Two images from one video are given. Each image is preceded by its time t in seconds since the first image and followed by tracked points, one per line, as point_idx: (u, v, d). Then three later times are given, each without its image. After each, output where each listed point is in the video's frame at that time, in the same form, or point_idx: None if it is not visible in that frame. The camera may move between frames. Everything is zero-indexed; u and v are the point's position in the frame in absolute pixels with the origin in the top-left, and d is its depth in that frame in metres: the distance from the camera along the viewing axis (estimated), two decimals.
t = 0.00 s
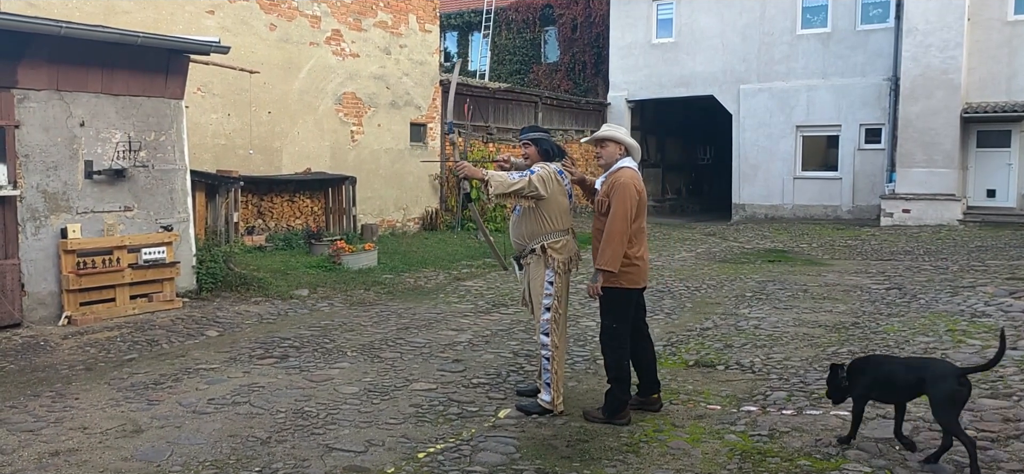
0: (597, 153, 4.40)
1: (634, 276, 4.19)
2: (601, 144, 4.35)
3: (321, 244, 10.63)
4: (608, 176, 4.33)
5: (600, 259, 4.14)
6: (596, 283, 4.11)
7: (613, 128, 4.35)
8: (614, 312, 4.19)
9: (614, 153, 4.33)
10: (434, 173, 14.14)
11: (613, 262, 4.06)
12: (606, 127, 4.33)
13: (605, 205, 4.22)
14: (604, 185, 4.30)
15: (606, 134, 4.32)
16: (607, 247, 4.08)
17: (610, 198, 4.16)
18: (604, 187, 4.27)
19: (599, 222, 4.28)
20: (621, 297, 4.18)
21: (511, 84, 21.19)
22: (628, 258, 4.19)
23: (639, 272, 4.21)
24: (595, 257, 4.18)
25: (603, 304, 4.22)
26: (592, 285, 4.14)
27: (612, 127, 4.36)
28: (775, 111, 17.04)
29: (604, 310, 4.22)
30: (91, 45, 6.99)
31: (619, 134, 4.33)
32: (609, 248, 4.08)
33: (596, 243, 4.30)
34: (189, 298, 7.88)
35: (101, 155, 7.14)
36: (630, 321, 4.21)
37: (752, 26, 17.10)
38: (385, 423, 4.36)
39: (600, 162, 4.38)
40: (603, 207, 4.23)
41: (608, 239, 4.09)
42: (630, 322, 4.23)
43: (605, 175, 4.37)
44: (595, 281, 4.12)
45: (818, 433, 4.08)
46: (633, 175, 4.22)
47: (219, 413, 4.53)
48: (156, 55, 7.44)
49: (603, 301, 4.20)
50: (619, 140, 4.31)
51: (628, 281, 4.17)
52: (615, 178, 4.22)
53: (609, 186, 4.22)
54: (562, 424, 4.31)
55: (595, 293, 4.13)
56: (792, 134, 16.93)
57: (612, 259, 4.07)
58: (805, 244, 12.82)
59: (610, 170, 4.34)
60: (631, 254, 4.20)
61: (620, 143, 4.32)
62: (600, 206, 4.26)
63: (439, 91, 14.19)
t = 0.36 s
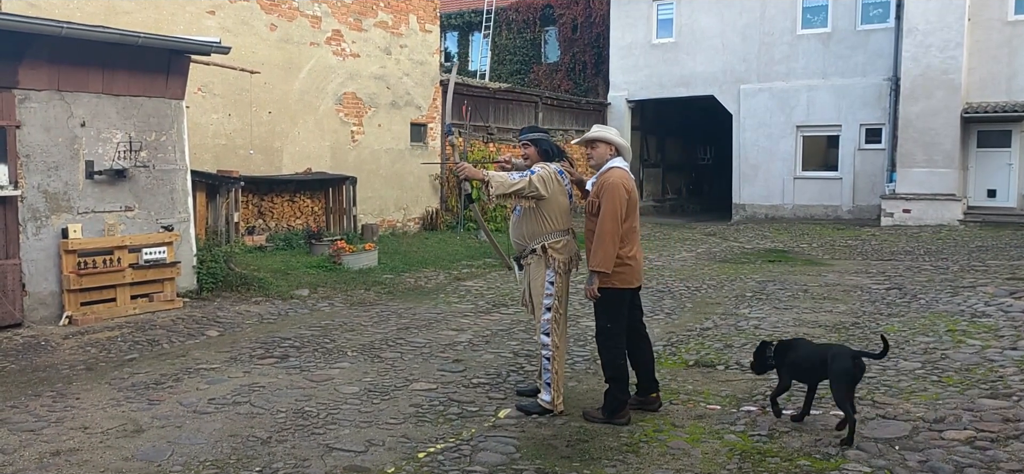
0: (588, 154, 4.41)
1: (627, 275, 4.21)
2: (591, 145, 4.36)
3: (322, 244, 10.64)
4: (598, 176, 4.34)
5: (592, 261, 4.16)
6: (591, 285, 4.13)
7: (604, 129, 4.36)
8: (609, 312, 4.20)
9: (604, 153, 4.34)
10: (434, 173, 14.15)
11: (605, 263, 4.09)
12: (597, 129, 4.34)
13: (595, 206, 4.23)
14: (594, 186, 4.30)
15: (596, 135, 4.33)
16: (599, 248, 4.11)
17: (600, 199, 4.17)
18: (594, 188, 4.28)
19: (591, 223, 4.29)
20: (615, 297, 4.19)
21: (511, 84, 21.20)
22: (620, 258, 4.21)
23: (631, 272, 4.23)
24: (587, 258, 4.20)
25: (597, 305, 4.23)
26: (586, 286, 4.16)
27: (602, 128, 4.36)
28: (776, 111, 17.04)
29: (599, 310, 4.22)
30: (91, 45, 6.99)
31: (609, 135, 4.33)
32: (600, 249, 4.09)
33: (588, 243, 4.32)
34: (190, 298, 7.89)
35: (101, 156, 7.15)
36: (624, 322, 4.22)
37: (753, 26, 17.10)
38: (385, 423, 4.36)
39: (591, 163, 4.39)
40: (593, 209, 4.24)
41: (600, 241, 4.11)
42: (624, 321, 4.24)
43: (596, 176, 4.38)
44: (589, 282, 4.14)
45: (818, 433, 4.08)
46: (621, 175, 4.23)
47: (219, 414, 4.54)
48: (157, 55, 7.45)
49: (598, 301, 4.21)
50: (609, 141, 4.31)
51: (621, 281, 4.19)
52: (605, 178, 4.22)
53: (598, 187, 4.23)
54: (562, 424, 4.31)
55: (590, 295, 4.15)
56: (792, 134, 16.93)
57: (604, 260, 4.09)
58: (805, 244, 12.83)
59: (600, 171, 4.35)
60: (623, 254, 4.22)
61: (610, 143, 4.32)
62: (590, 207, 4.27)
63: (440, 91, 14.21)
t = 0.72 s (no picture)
0: (586, 155, 4.42)
1: (625, 275, 4.22)
2: (589, 146, 4.37)
3: (322, 245, 10.65)
4: (596, 177, 4.34)
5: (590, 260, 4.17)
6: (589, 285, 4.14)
7: (601, 130, 4.37)
8: (608, 312, 4.21)
9: (601, 154, 4.35)
10: (434, 174, 14.16)
11: (603, 262, 4.10)
12: (594, 129, 4.35)
13: (593, 206, 4.24)
14: (592, 186, 4.31)
15: (594, 136, 4.34)
16: (596, 248, 4.11)
17: (597, 199, 4.18)
18: (591, 188, 4.28)
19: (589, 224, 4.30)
20: (614, 297, 4.21)
21: (512, 84, 21.20)
22: (618, 257, 4.21)
23: (630, 272, 4.23)
24: (585, 258, 4.22)
25: (596, 306, 4.23)
26: (584, 286, 4.17)
27: (600, 129, 4.38)
28: (776, 111, 17.04)
29: (597, 310, 4.23)
30: (92, 46, 7.00)
31: (607, 136, 4.35)
32: (597, 248, 4.11)
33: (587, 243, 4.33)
34: (191, 298, 7.90)
35: (102, 156, 7.16)
36: (623, 322, 4.22)
37: (753, 26, 17.11)
38: (385, 423, 4.37)
39: (589, 164, 4.40)
40: (591, 209, 4.25)
41: (597, 240, 4.11)
42: (624, 322, 4.25)
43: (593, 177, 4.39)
44: (586, 282, 4.15)
45: (818, 433, 4.09)
46: (619, 175, 4.23)
47: (220, 414, 4.55)
48: (158, 56, 7.45)
49: (596, 302, 4.22)
50: (607, 142, 4.32)
51: (619, 281, 4.20)
52: (602, 179, 4.23)
53: (596, 187, 4.23)
54: (562, 424, 4.32)
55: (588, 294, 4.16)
56: (792, 134, 16.94)
57: (602, 260, 4.10)
58: (805, 244, 12.84)
59: (597, 171, 4.35)
60: (621, 253, 4.23)
61: (608, 144, 4.33)
62: (588, 207, 4.28)
63: (440, 92, 14.22)
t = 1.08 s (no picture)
0: (586, 156, 4.41)
1: (626, 275, 4.22)
2: (590, 146, 4.37)
3: (323, 245, 10.65)
4: (598, 177, 4.34)
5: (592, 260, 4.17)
6: (591, 285, 4.14)
7: (603, 131, 4.37)
8: (609, 312, 4.20)
9: (603, 155, 4.35)
10: (434, 173, 14.16)
11: (605, 263, 4.09)
12: (596, 130, 4.35)
13: (595, 206, 4.23)
14: (593, 187, 4.30)
15: (596, 136, 4.33)
16: (599, 248, 4.11)
17: (600, 200, 4.17)
18: (593, 189, 4.28)
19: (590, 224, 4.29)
20: (615, 297, 4.20)
21: (512, 84, 21.20)
22: (620, 258, 4.21)
23: (631, 272, 4.23)
24: (586, 257, 4.21)
25: (598, 306, 4.23)
26: (586, 286, 4.16)
27: (601, 129, 4.37)
28: (777, 111, 17.04)
29: (598, 311, 4.23)
30: (92, 46, 7.00)
31: (608, 136, 4.34)
32: (599, 249, 4.10)
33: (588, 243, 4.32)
34: (191, 298, 7.90)
35: (102, 156, 7.16)
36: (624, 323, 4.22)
37: (753, 26, 17.10)
38: (386, 423, 4.37)
39: (589, 165, 4.39)
40: (593, 209, 4.24)
41: (600, 240, 4.11)
42: (624, 322, 4.24)
43: (594, 177, 4.38)
44: (589, 282, 4.15)
45: (819, 433, 4.09)
46: (621, 175, 4.23)
47: (220, 414, 4.55)
48: (158, 56, 7.45)
49: (597, 302, 4.22)
50: (608, 142, 4.32)
51: (621, 281, 4.21)
52: (604, 179, 4.22)
53: (598, 188, 4.23)
54: (562, 424, 4.32)
55: (590, 294, 4.16)
56: (793, 134, 16.94)
57: (604, 260, 4.10)
58: (805, 244, 12.84)
59: (599, 172, 4.35)
60: (622, 254, 4.22)
61: (609, 145, 4.33)
62: (590, 207, 4.27)
63: (440, 92, 14.21)
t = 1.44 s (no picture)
0: (587, 156, 4.41)
1: (627, 276, 4.22)
2: (590, 146, 4.36)
3: (323, 246, 10.66)
4: (599, 177, 4.33)
5: (593, 261, 4.17)
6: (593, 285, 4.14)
7: (603, 131, 4.37)
8: (610, 312, 4.20)
9: (604, 155, 4.34)
10: (435, 174, 14.17)
11: (607, 263, 4.09)
12: (596, 130, 4.35)
13: (597, 206, 4.23)
14: (594, 187, 4.30)
15: (596, 136, 4.33)
16: (600, 247, 4.11)
17: (601, 200, 4.17)
18: (595, 189, 4.27)
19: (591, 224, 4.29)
20: (616, 297, 4.20)
21: (512, 85, 21.20)
22: (621, 258, 4.21)
23: (632, 272, 4.23)
24: (588, 258, 4.21)
25: (599, 307, 4.22)
26: (588, 286, 4.16)
27: (602, 130, 4.37)
28: (777, 111, 17.04)
29: (599, 311, 4.22)
30: (93, 46, 7.00)
31: (609, 137, 4.34)
32: (601, 249, 4.10)
33: (588, 243, 4.32)
34: (191, 299, 7.90)
35: (103, 157, 7.16)
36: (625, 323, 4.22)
37: (754, 27, 17.10)
38: (386, 424, 4.37)
39: (590, 165, 4.39)
40: (595, 209, 4.24)
41: (602, 240, 4.11)
42: (625, 323, 4.24)
43: (595, 177, 4.38)
44: (591, 282, 4.15)
45: (820, 433, 4.09)
46: (622, 175, 4.23)
47: (220, 414, 4.54)
48: (159, 57, 7.45)
49: (598, 302, 4.21)
50: (609, 143, 4.32)
51: (622, 281, 4.20)
52: (606, 179, 4.22)
53: (599, 188, 4.22)
54: (563, 424, 4.32)
55: (592, 294, 4.15)
56: (793, 135, 16.94)
57: (606, 260, 4.09)
58: (806, 244, 12.83)
59: (599, 172, 4.34)
60: (624, 254, 4.22)
61: (610, 145, 4.32)
62: (591, 207, 4.26)
63: (440, 92, 14.20)
